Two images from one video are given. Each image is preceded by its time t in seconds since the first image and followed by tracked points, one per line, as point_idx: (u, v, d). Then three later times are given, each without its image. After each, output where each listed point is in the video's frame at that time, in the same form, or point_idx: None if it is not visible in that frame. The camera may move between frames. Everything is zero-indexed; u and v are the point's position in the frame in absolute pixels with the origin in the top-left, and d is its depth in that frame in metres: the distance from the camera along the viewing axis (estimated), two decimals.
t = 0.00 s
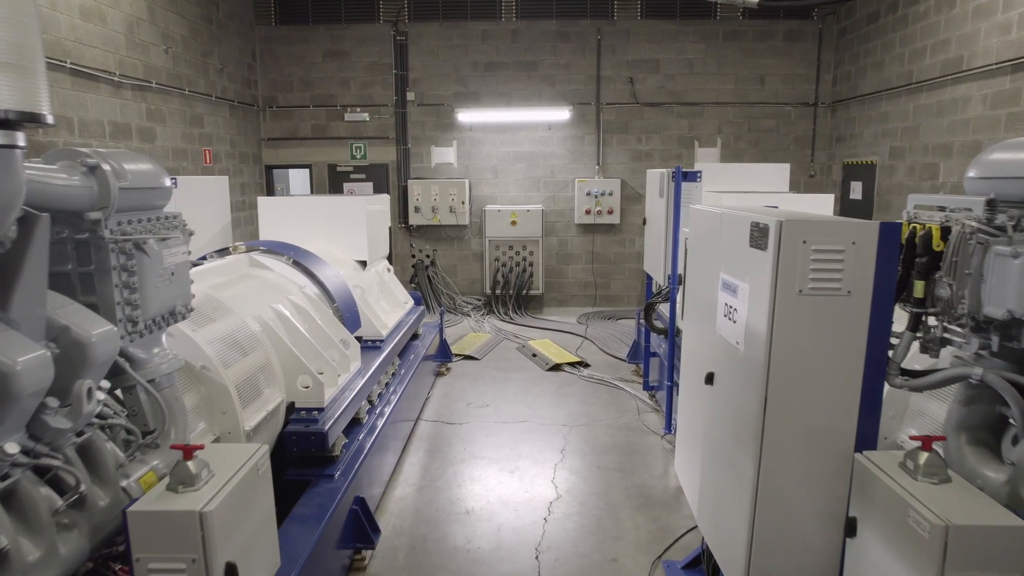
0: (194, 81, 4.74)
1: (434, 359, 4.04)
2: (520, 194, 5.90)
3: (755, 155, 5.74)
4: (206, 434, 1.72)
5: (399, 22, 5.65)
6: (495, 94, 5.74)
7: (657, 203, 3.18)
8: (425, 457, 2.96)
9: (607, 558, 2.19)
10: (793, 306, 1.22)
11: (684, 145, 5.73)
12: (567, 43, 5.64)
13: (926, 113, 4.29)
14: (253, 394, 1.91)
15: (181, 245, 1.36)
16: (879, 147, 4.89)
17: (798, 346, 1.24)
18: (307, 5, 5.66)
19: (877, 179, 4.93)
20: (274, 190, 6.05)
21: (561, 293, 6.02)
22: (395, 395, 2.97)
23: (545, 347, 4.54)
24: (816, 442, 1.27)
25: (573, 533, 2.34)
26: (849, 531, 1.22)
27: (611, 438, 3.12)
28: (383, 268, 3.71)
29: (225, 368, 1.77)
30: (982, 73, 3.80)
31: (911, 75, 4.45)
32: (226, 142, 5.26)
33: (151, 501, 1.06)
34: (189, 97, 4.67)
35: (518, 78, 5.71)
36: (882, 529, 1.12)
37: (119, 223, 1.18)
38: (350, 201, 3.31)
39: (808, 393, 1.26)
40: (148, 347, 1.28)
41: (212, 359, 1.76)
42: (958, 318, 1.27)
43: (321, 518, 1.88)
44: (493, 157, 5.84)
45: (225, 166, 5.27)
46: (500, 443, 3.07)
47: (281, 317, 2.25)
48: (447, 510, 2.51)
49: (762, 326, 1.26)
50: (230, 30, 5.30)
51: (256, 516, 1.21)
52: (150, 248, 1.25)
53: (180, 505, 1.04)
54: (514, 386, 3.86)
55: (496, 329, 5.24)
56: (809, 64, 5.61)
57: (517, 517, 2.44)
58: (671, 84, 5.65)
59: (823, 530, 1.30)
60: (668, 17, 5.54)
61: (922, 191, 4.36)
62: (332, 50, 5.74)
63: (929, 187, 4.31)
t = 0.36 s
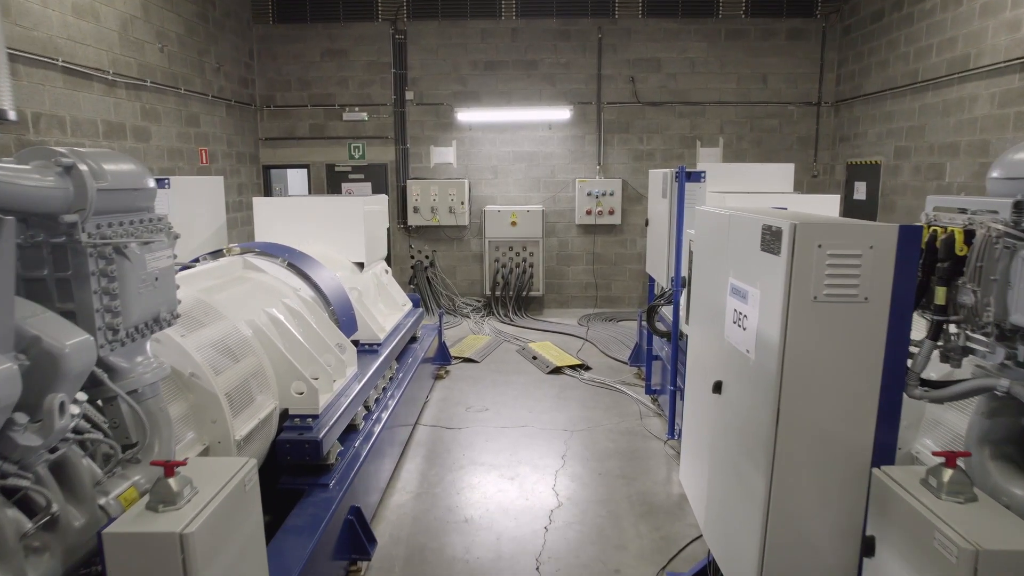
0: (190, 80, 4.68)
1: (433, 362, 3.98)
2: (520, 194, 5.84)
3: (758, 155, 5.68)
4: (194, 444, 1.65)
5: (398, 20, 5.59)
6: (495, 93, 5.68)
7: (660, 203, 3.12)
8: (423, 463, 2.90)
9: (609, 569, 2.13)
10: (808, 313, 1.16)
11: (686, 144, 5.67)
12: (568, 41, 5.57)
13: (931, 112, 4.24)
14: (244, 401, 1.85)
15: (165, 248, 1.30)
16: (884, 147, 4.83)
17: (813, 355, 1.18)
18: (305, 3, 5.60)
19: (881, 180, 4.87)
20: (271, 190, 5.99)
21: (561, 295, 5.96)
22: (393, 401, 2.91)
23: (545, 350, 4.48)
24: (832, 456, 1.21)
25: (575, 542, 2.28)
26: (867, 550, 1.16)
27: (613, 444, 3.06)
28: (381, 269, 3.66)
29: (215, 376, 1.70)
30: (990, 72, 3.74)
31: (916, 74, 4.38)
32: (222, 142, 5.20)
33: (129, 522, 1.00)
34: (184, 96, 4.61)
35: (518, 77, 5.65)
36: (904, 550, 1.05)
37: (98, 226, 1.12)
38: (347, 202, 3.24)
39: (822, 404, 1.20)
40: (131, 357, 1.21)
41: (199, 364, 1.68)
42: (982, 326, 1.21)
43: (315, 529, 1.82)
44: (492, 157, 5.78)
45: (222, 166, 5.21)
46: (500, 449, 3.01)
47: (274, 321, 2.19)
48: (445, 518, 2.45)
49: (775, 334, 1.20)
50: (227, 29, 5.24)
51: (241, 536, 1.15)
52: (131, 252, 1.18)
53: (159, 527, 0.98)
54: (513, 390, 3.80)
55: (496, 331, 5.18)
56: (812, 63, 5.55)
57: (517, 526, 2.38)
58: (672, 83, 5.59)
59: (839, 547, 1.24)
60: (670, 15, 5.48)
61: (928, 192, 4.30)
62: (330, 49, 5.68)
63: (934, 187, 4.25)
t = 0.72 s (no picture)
0: (185, 78, 4.62)
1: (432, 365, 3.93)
2: (520, 195, 5.77)
3: (760, 155, 5.62)
4: (183, 455, 1.59)
5: (397, 19, 5.53)
6: (495, 92, 5.62)
7: (663, 204, 3.06)
8: (421, 470, 2.84)
9: None
10: (824, 322, 1.10)
11: (688, 144, 5.60)
12: (569, 40, 5.51)
13: (937, 112, 4.18)
14: (235, 409, 1.79)
15: (148, 252, 1.24)
16: (889, 146, 4.76)
17: (828, 366, 1.11)
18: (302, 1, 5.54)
19: (886, 180, 4.81)
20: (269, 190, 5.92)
21: (562, 296, 5.90)
22: (390, 406, 2.84)
23: (546, 352, 4.42)
24: (849, 472, 1.15)
25: (576, 553, 2.22)
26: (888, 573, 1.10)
27: (615, 450, 3.00)
28: (379, 271, 3.60)
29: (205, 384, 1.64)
30: (998, 70, 3.68)
31: (923, 73, 4.32)
32: (219, 141, 5.14)
33: (104, 548, 0.93)
34: (180, 95, 4.54)
35: (518, 76, 5.59)
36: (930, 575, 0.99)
37: (73, 231, 1.06)
38: (344, 202, 3.18)
39: (838, 418, 1.13)
40: (109, 368, 1.15)
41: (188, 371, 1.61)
42: (1010, 335, 1.14)
43: (309, 541, 1.76)
44: (492, 157, 5.72)
45: (219, 166, 5.15)
46: (500, 455, 2.95)
47: (267, 325, 2.13)
48: (443, 527, 2.39)
49: (789, 344, 1.14)
50: (223, 27, 5.18)
51: (223, 561, 1.09)
52: (110, 257, 1.12)
53: (135, 553, 0.92)
54: (513, 393, 3.74)
55: (496, 333, 5.12)
56: (815, 62, 5.49)
57: (517, 535, 2.32)
58: (674, 83, 5.53)
59: (855, 569, 1.18)
60: (671, 14, 5.42)
61: (934, 192, 4.24)
62: (328, 48, 5.62)
63: (939, 187, 4.19)
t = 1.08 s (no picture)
0: (181, 77, 4.56)
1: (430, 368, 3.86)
2: (520, 195, 5.71)
3: (763, 155, 5.55)
4: (170, 467, 1.53)
5: (395, 17, 5.47)
6: (495, 91, 5.56)
7: (666, 204, 3.00)
8: (419, 477, 2.78)
9: None
10: (843, 332, 1.03)
11: (690, 143, 5.54)
12: (569, 38, 5.45)
13: (943, 111, 4.12)
14: (225, 418, 1.73)
15: (129, 257, 1.17)
16: (894, 146, 4.70)
17: (848, 379, 1.05)
18: None
19: (891, 180, 4.75)
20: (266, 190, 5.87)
21: (562, 298, 5.83)
22: (387, 412, 2.78)
23: (546, 355, 4.36)
24: (869, 491, 1.08)
25: (578, 564, 2.16)
26: None
27: (617, 456, 2.94)
28: (376, 273, 3.54)
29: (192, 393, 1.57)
30: (1006, 68, 3.62)
31: (929, 71, 4.26)
32: (216, 141, 5.08)
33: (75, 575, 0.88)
34: (175, 94, 4.48)
35: (518, 75, 5.52)
36: None
37: (45, 234, 0.99)
38: (340, 202, 3.12)
39: (858, 433, 1.07)
40: (87, 380, 1.09)
41: (175, 378, 1.54)
42: None
43: (302, 554, 1.70)
44: (492, 157, 5.66)
45: (215, 166, 5.09)
46: (499, 461, 2.89)
47: (260, 329, 2.06)
48: (441, 537, 2.33)
49: (805, 354, 1.07)
50: (219, 25, 5.12)
51: None
52: (86, 262, 1.06)
53: None
54: (513, 397, 3.68)
55: (496, 335, 5.06)
56: (818, 61, 5.42)
57: (516, 546, 2.26)
58: (676, 82, 5.47)
59: None
60: (673, 12, 5.36)
61: (940, 192, 4.18)
62: (326, 47, 5.56)
63: (945, 188, 4.13)
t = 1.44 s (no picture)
0: (176, 76, 4.50)
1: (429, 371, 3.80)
2: (520, 195, 5.65)
3: (766, 154, 5.49)
4: (155, 480, 1.46)
5: (394, 15, 5.40)
6: (495, 90, 5.50)
7: (670, 205, 2.93)
8: (416, 484, 2.72)
9: None
10: (864, 343, 0.97)
11: (692, 143, 5.47)
12: (570, 37, 5.39)
13: (950, 109, 4.06)
14: (214, 427, 1.66)
15: (106, 262, 1.11)
16: (899, 146, 4.64)
17: (870, 393, 0.98)
18: None
19: (895, 180, 4.69)
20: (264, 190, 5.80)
21: (563, 299, 5.77)
22: (384, 417, 2.72)
23: (547, 358, 4.30)
24: (892, 511, 1.02)
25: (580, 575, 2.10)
26: None
27: (619, 462, 2.88)
28: (374, 275, 3.48)
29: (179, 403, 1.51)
30: (1015, 66, 3.56)
31: (935, 70, 4.19)
32: (212, 140, 5.02)
33: None
34: (170, 93, 4.42)
35: (518, 74, 5.46)
36: None
37: (12, 238, 0.93)
38: (336, 203, 3.06)
39: (880, 450, 1.00)
40: (62, 393, 1.02)
41: (161, 386, 1.48)
42: None
43: (293, 568, 1.64)
44: (492, 157, 5.60)
45: (211, 166, 5.03)
46: (499, 468, 2.83)
47: (251, 335, 2.00)
48: (439, 548, 2.26)
49: (823, 366, 1.01)
50: (216, 23, 5.06)
51: None
52: (58, 268, 0.99)
53: None
54: (513, 401, 3.62)
55: (495, 337, 5.00)
56: (822, 60, 5.36)
57: (516, 556, 2.20)
58: (678, 80, 5.41)
59: None
60: (676, 10, 5.29)
61: (947, 192, 4.11)
62: (324, 45, 5.50)
63: (951, 188, 4.07)
